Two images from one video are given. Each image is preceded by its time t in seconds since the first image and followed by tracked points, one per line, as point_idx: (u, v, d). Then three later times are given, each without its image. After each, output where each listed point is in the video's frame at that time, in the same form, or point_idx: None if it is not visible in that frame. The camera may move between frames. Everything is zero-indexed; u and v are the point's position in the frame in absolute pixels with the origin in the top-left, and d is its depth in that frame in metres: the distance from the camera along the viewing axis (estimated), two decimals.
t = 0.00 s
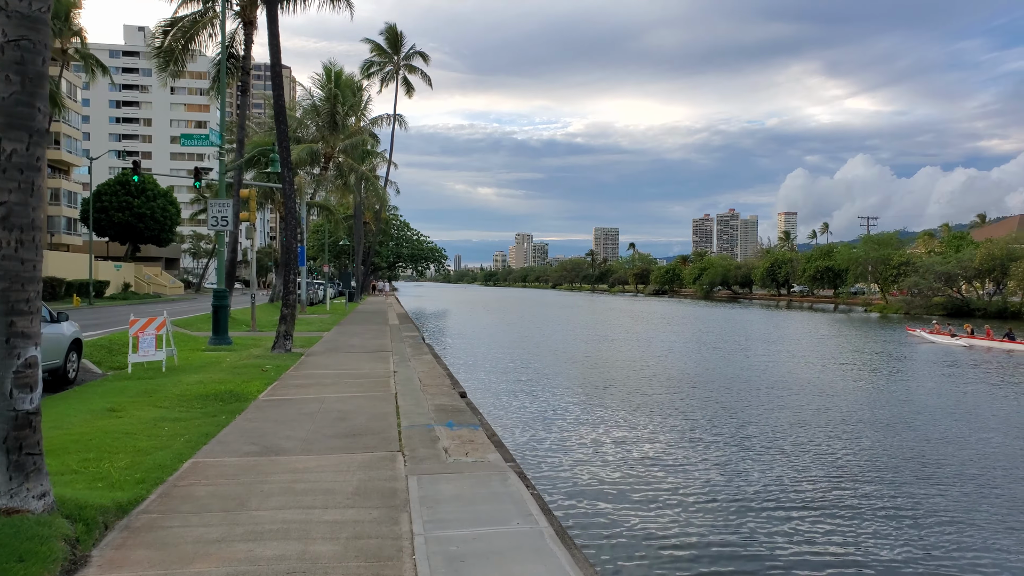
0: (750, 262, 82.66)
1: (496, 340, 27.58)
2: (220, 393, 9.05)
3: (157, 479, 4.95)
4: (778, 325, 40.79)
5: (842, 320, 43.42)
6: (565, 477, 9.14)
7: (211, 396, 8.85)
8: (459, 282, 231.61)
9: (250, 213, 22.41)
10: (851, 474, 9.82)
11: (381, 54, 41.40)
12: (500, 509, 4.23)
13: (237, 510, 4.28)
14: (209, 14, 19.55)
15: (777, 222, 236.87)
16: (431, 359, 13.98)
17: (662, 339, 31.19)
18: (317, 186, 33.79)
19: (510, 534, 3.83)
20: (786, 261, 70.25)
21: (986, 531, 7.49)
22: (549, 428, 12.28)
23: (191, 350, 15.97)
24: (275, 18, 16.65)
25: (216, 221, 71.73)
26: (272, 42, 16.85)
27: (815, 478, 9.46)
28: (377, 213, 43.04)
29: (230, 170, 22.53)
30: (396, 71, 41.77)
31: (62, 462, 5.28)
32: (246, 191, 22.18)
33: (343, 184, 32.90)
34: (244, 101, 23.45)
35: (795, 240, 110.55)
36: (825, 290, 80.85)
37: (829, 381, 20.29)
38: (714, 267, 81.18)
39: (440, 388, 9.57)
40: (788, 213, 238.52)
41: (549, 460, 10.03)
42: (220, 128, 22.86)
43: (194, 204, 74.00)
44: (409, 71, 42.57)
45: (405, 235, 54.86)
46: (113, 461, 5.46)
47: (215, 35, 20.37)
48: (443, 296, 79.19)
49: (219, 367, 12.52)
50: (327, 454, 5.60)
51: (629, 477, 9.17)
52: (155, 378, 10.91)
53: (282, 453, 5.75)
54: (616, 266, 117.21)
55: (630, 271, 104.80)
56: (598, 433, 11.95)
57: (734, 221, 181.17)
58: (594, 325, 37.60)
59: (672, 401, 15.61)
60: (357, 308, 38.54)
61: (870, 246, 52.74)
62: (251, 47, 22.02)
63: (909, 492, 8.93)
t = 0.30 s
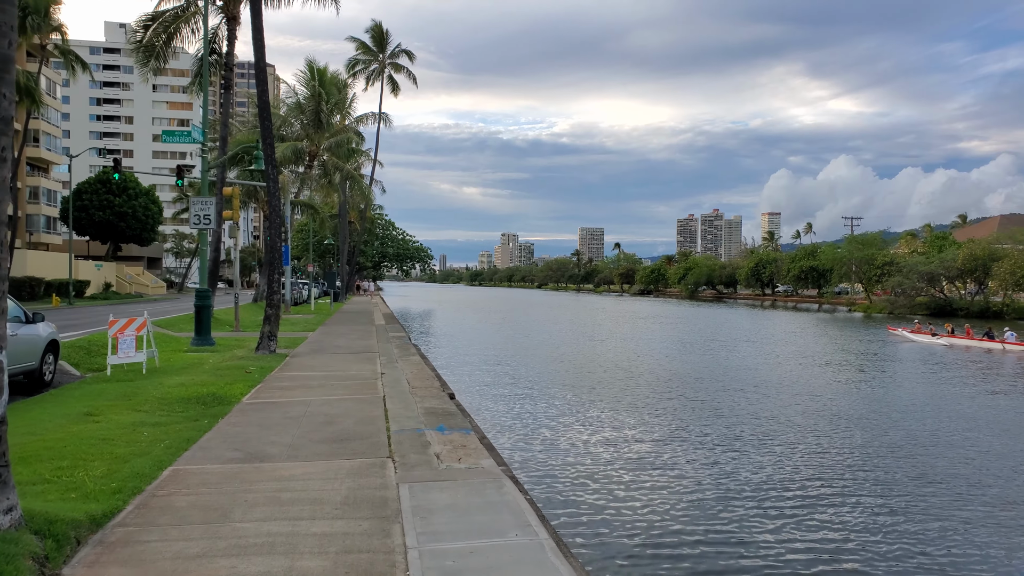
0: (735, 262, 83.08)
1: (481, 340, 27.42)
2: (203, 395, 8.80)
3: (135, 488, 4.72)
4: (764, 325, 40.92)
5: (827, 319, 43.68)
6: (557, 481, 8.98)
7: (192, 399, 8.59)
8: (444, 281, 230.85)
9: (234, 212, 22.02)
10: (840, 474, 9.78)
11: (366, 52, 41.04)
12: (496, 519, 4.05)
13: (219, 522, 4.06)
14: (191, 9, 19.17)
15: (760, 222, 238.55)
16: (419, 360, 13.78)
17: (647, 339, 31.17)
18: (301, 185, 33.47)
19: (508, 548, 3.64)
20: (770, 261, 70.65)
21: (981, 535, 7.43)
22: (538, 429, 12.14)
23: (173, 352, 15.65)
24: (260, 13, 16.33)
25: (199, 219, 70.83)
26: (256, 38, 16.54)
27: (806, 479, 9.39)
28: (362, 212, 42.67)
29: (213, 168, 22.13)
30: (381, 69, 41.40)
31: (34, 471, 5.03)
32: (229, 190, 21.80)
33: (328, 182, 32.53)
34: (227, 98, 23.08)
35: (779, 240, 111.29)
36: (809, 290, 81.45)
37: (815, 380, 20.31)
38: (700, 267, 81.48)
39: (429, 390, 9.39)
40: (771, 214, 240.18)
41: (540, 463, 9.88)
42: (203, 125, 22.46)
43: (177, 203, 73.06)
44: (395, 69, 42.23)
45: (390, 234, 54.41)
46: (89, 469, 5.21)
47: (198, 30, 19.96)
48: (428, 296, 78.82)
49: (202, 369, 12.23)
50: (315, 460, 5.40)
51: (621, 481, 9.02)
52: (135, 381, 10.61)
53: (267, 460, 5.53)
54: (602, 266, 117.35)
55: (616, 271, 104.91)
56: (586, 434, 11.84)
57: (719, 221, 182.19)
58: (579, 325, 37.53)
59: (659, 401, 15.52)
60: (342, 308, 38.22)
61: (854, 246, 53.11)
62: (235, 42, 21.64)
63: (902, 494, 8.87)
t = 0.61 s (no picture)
0: (712, 262, 83.75)
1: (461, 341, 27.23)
2: (175, 401, 8.47)
3: (99, 504, 4.45)
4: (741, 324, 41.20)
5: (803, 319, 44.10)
6: (541, 488, 8.80)
7: (164, 405, 8.26)
8: (422, 281, 229.64)
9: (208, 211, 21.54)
10: (823, 476, 9.78)
11: (343, 50, 40.57)
12: (486, 536, 3.85)
13: (188, 541, 3.80)
14: (163, 2, 18.65)
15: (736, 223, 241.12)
16: (398, 363, 13.54)
17: (625, 339, 31.20)
18: (277, 184, 32.95)
19: (499, 567, 3.45)
20: (747, 262, 71.27)
21: (969, 540, 7.39)
22: (521, 432, 11.97)
23: (145, 354, 15.22)
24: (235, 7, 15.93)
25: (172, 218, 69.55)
26: (231, 33, 16.14)
27: (786, 483, 9.37)
28: (340, 212, 42.18)
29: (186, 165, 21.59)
30: (359, 68, 40.93)
31: None
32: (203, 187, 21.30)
33: (304, 181, 32.05)
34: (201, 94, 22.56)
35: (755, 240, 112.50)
36: (785, 290, 82.35)
37: (791, 379, 20.44)
38: (677, 267, 81.99)
39: (409, 394, 9.17)
40: (747, 214, 242.88)
41: (524, 469, 9.69)
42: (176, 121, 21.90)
43: (150, 202, 71.69)
44: (373, 68, 41.78)
45: (368, 234, 53.85)
46: (50, 483, 4.91)
47: (171, 24, 19.45)
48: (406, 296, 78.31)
49: (174, 373, 11.86)
50: (293, 471, 5.15)
51: (606, 487, 8.88)
52: (104, 386, 10.22)
53: (242, 471, 5.26)
54: (580, 266, 117.59)
55: (594, 271, 105.14)
56: (569, 436, 11.72)
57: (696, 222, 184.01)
58: (558, 326, 37.46)
59: (639, 402, 15.50)
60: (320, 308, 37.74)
61: (830, 246, 53.75)
62: (208, 38, 21.14)
63: (883, 496, 8.89)
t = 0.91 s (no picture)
0: (684, 261, 84.48)
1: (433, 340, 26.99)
2: (136, 405, 8.11)
3: (50, 517, 4.14)
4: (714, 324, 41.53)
5: (774, 318, 44.63)
6: (519, 490, 8.63)
7: (124, 408, 7.90)
8: (394, 281, 227.97)
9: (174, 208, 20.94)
10: (797, 473, 9.80)
11: (314, 47, 39.93)
12: (465, 546, 3.65)
13: (144, 558, 3.53)
14: None
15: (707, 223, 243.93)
16: (371, 364, 13.26)
17: (598, 338, 31.20)
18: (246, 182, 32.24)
19: None
20: (718, 261, 72.01)
21: (945, 536, 7.42)
22: (496, 432, 11.80)
23: (107, 356, 14.72)
24: None
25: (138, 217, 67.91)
26: (198, 26, 15.67)
27: (762, 481, 9.35)
28: (311, 211, 41.51)
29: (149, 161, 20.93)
30: (331, 65, 40.33)
31: None
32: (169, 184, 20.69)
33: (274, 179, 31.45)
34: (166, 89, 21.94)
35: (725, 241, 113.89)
36: (755, 290, 83.43)
37: (762, 378, 20.56)
38: (650, 266, 82.56)
39: (383, 396, 8.92)
40: (717, 215, 245.71)
41: (501, 471, 9.53)
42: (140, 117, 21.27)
43: (115, 200, 69.93)
44: (344, 65, 41.20)
45: (339, 233, 53.19)
46: None
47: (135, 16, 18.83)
48: (378, 296, 77.68)
49: (136, 375, 11.44)
50: (260, 479, 4.90)
51: (584, 489, 8.72)
52: (61, 390, 9.77)
53: (206, 479, 4.99)
54: (554, 265, 117.79)
55: (567, 271, 105.36)
56: (544, 436, 11.59)
57: (668, 222, 185.76)
58: (532, 325, 37.36)
59: (612, 401, 15.43)
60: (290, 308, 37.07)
61: (800, 246, 54.63)
62: (174, 31, 20.55)
63: (858, 493, 8.92)
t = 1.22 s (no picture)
0: (662, 262, 84.97)
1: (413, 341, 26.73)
2: (102, 410, 7.74)
3: None
4: (694, 324, 41.65)
5: (752, 318, 44.92)
6: (501, 495, 8.40)
7: (89, 414, 7.53)
8: (372, 281, 226.51)
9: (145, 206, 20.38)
10: (779, 473, 9.77)
11: (291, 44, 39.34)
12: (449, 565, 3.43)
13: None
14: None
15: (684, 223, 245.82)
16: (349, 366, 12.96)
17: (577, 339, 31.11)
18: (221, 180, 31.59)
19: None
20: (697, 262, 72.46)
21: (929, 537, 7.38)
22: (476, 434, 11.58)
23: (75, 358, 14.23)
24: None
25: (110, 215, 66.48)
26: (170, 19, 15.22)
27: (743, 482, 9.28)
28: (288, 210, 40.91)
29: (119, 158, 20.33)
30: (308, 62, 39.76)
31: None
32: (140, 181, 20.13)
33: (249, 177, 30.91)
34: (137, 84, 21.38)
35: (703, 241, 114.76)
36: (732, 291, 84.17)
37: (740, 379, 20.58)
38: (629, 267, 82.90)
39: (360, 400, 8.66)
40: (695, 215, 247.76)
41: (483, 475, 9.30)
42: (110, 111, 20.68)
43: (86, 198, 68.38)
44: (322, 62, 40.64)
45: (317, 232, 52.51)
46: None
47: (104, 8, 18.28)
48: (355, 295, 77.20)
49: (104, 378, 11.01)
50: (229, 491, 4.62)
51: (568, 493, 8.52)
52: (23, 394, 9.33)
53: (171, 491, 4.69)
54: (533, 266, 117.75)
55: (546, 271, 105.34)
56: (525, 438, 11.44)
57: (646, 223, 187.16)
58: (512, 325, 37.19)
59: (592, 402, 15.32)
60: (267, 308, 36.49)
61: (777, 247, 55.16)
62: (145, 24, 20.00)
63: (843, 493, 8.86)
